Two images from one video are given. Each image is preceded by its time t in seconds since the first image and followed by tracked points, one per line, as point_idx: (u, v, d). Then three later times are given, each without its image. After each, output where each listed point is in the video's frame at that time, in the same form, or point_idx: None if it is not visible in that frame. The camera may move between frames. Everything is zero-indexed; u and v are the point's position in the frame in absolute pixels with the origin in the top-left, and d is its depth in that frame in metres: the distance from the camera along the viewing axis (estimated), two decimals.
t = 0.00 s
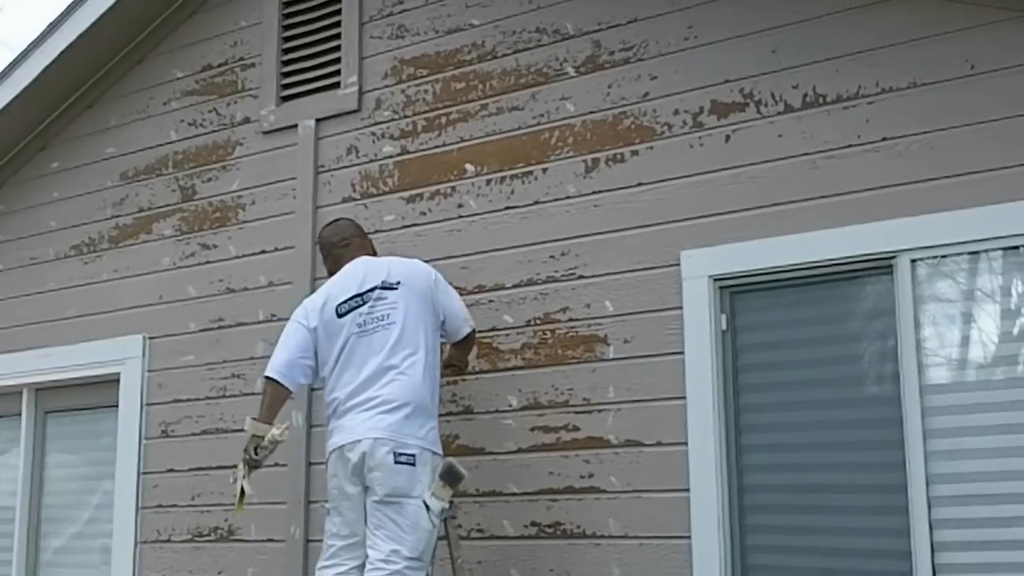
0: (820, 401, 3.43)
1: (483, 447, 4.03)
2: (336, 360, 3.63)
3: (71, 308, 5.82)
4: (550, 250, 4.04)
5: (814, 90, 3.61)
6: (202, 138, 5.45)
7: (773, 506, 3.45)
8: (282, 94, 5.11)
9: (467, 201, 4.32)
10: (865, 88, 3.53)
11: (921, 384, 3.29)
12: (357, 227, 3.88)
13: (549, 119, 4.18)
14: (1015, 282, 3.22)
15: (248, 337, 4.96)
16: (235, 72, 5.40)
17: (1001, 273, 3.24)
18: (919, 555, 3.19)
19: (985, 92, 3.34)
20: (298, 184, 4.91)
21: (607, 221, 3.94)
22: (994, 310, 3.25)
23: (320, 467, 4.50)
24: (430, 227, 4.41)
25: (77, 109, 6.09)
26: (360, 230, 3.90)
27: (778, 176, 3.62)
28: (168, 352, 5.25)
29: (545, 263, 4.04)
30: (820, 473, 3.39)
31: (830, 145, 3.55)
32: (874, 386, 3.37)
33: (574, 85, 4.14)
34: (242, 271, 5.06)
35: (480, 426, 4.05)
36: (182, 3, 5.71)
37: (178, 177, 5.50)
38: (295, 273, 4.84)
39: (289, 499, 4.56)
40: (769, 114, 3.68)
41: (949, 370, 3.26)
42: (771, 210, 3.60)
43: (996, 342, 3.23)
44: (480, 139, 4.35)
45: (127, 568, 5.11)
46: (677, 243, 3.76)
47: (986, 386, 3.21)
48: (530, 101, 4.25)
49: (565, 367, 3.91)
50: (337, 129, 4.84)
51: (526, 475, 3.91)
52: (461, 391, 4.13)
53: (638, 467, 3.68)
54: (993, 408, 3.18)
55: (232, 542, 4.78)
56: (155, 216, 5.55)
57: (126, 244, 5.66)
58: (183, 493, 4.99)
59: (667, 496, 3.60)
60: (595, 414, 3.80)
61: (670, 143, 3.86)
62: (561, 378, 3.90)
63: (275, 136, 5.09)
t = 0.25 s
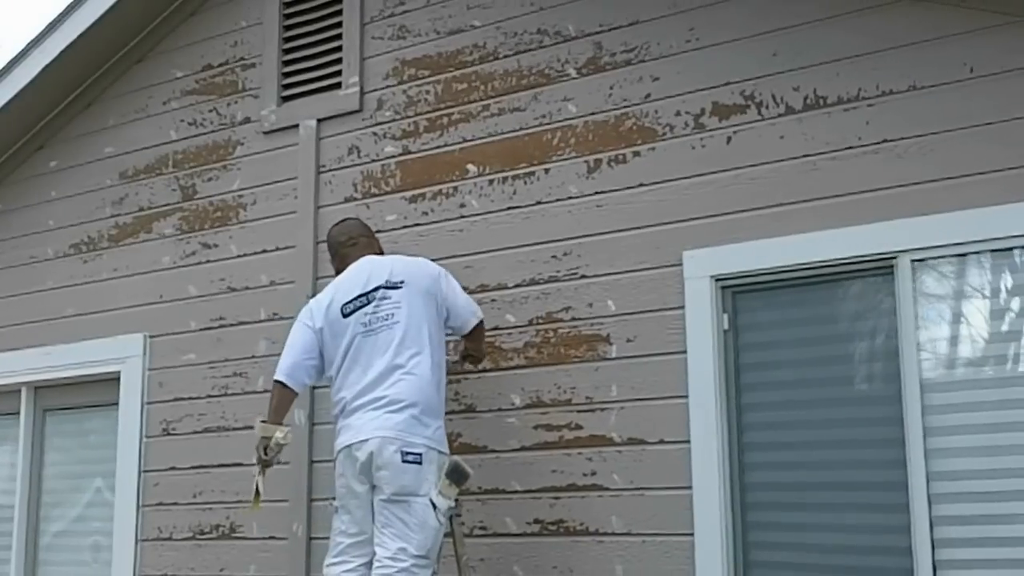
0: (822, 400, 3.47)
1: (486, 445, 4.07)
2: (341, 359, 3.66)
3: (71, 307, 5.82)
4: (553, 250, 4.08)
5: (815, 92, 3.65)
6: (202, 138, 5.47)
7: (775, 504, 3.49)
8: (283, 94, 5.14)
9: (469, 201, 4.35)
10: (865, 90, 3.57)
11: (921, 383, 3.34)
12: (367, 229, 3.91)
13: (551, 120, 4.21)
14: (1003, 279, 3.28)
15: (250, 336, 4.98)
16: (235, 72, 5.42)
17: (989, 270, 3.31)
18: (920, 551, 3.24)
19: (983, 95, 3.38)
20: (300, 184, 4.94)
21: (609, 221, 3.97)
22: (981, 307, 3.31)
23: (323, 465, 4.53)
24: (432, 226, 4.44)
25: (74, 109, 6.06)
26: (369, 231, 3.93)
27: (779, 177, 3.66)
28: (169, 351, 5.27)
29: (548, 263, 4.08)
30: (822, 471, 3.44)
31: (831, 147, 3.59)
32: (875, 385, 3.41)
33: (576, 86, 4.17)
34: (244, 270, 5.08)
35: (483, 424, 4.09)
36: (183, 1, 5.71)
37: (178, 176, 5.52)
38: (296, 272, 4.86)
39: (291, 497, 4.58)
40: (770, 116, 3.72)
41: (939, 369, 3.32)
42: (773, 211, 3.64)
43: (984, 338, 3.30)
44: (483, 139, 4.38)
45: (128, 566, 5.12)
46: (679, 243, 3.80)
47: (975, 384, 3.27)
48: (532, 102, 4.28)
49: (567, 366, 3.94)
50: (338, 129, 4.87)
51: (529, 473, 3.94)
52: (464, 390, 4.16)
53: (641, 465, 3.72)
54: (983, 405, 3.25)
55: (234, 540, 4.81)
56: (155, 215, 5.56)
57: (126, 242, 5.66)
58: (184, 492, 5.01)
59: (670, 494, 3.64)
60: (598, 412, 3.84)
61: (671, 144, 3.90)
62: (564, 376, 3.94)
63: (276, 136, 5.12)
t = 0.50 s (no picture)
0: (821, 396, 3.52)
1: (488, 441, 4.11)
2: (345, 357, 3.70)
3: (70, 304, 5.78)
4: (554, 249, 4.12)
5: (815, 93, 3.70)
6: (202, 136, 5.49)
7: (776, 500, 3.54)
8: (283, 92, 5.16)
9: (471, 199, 4.39)
10: (865, 91, 3.61)
11: (920, 380, 3.38)
12: (374, 226, 3.95)
13: (553, 119, 4.25)
14: (1000, 276, 3.33)
15: (252, 333, 5.01)
16: (235, 70, 5.45)
17: (985, 268, 3.36)
18: (920, 546, 3.29)
19: (982, 96, 3.43)
20: (301, 182, 4.97)
21: (610, 220, 4.01)
22: (978, 304, 3.36)
23: (326, 462, 4.57)
24: (434, 224, 4.47)
25: (75, 106, 6.05)
26: (376, 228, 3.97)
27: (779, 176, 3.70)
28: (170, 347, 5.29)
29: (550, 261, 4.12)
30: (822, 467, 3.48)
31: (831, 147, 3.63)
32: (875, 382, 3.46)
33: (578, 85, 4.21)
34: (245, 268, 5.11)
35: (486, 421, 4.13)
36: None
37: (179, 172, 5.53)
38: (298, 270, 4.89)
39: (294, 493, 4.62)
40: (771, 116, 3.76)
41: (937, 366, 3.37)
42: (773, 210, 3.69)
43: (981, 335, 3.35)
44: (485, 138, 4.42)
45: (130, 563, 5.14)
46: (680, 242, 3.84)
47: (971, 380, 3.32)
48: (534, 101, 4.32)
49: (570, 363, 3.99)
50: (340, 128, 4.90)
51: (532, 469, 3.99)
52: (466, 387, 4.20)
53: (644, 461, 3.77)
54: (979, 401, 3.30)
55: (236, 535, 4.84)
56: (155, 212, 5.58)
57: (126, 240, 5.66)
58: (185, 488, 5.04)
59: (673, 489, 3.69)
60: (600, 408, 3.89)
61: (672, 144, 3.94)
62: (566, 373, 3.98)
63: (277, 134, 5.14)
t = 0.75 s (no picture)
0: (822, 387, 3.57)
1: (490, 432, 4.16)
2: (350, 347, 3.74)
3: (70, 297, 5.75)
4: (556, 241, 4.16)
5: (815, 88, 3.74)
6: (204, 129, 5.48)
7: (775, 488, 3.59)
8: (285, 86, 5.19)
9: (473, 192, 4.43)
10: (865, 87, 3.66)
11: (920, 371, 3.44)
12: (379, 219, 4.00)
13: (555, 113, 4.29)
14: (996, 269, 3.39)
15: (254, 325, 5.05)
16: (237, 64, 5.45)
17: (981, 260, 3.41)
18: (916, 533, 3.35)
19: (979, 92, 3.48)
20: (303, 175, 5.01)
21: (612, 213, 4.06)
22: (975, 296, 3.42)
23: (329, 452, 4.62)
24: (436, 217, 4.52)
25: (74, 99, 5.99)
26: (381, 222, 4.01)
27: (779, 170, 3.75)
28: (172, 339, 5.31)
29: (552, 253, 4.16)
30: (821, 456, 3.54)
31: (831, 141, 3.68)
32: (874, 373, 3.51)
33: (579, 80, 4.25)
34: (247, 260, 5.14)
35: (488, 411, 4.18)
36: None
37: (181, 166, 5.52)
38: (301, 263, 4.93)
39: (297, 484, 4.67)
40: (771, 111, 3.81)
41: (933, 357, 3.43)
42: (774, 203, 3.73)
43: (977, 326, 3.40)
44: (487, 132, 4.46)
45: (133, 553, 5.17)
46: (681, 235, 3.89)
47: (968, 371, 3.38)
48: (536, 95, 4.36)
49: (571, 354, 4.03)
50: (341, 121, 4.93)
51: (534, 459, 4.03)
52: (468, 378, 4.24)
53: (645, 451, 3.82)
54: (975, 391, 3.35)
55: (239, 525, 4.88)
56: (156, 205, 5.56)
57: (127, 232, 5.64)
58: (187, 479, 5.08)
59: (674, 479, 3.74)
60: (602, 399, 3.93)
61: (673, 138, 3.98)
62: (567, 364, 4.03)
63: (278, 128, 5.17)
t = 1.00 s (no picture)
0: (821, 372, 3.62)
1: (492, 416, 4.20)
2: (352, 333, 3.78)
3: (72, 283, 5.73)
4: (558, 228, 4.20)
5: (815, 77, 3.78)
6: (206, 116, 5.47)
7: (774, 472, 3.65)
8: (286, 74, 5.22)
9: (475, 180, 4.47)
10: (864, 76, 3.70)
11: (917, 356, 3.48)
12: (387, 206, 4.02)
13: (557, 101, 4.32)
14: (992, 256, 3.44)
15: (257, 311, 5.08)
16: (238, 51, 5.43)
17: (977, 247, 3.46)
18: (913, 516, 3.40)
19: (978, 81, 3.52)
20: (305, 163, 5.04)
21: (613, 200, 4.10)
22: (970, 282, 3.46)
23: (332, 438, 4.67)
24: (439, 204, 4.55)
25: (75, 86, 5.94)
26: (389, 209, 4.04)
27: (780, 158, 3.79)
28: (174, 326, 5.33)
29: (553, 240, 4.20)
30: (819, 440, 3.59)
31: (831, 130, 3.72)
32: (873, 358, 3.56)
33: (581, 68, 4.29)
34: (249, 247, 5.17)
35: (490, 396, 4.22)
36: None
37: (183, 153, 5.50)
38: (303, 250, 4.97)
39: (300, 469, 4.72)
40: (771, 99, 3.85)
41: (930, 343, 3.48)
42: (774, 191, 3.78)
43: (973, 312, 3.45)
44: (489, 120, 4.49)
45: (137, 537, 5.21)
46: (682, 222, 3.93)
47: (963, 356, 3.43)
48: (538, 84, 4.39)
49: (572, 340, 4.08)
50: (343, 109, 4.96)
51: (536, 444, 4.08)
52: (470, 364, 4.28)
53: (645, 436, 3.86)
54: (970, 376, 3.41)
55: (243, 510, 4.92)
56: (157, 192, 5.54)
57: (129, 220, 5.61)
58: (190, 464, 5.12)
59: (674, 463, 3.79)
60: (603, 385, 3.98)
61: (675, 126, 4.02)
62: (569, 350, 4.07)
63: (279, 115, 5.20)
